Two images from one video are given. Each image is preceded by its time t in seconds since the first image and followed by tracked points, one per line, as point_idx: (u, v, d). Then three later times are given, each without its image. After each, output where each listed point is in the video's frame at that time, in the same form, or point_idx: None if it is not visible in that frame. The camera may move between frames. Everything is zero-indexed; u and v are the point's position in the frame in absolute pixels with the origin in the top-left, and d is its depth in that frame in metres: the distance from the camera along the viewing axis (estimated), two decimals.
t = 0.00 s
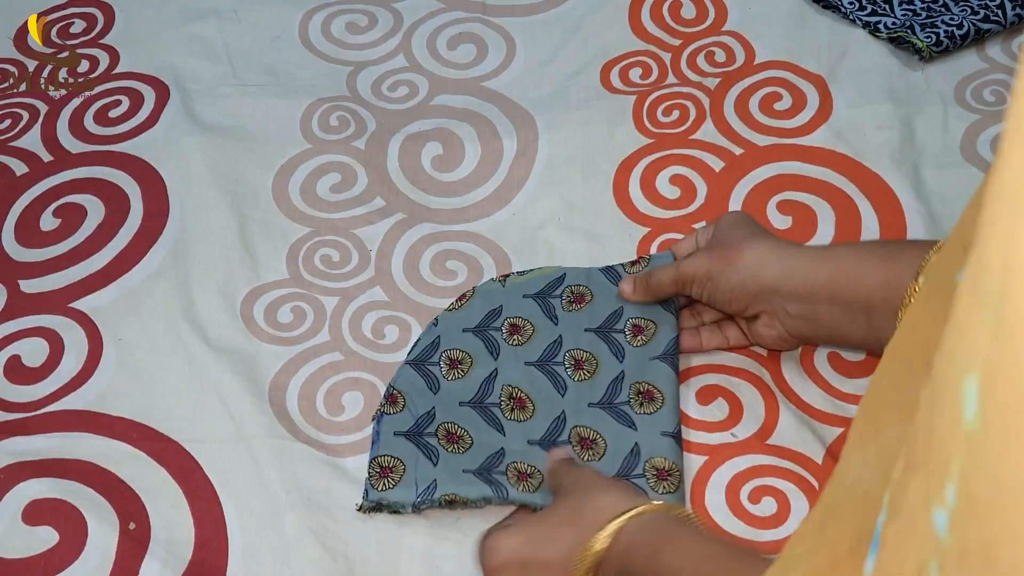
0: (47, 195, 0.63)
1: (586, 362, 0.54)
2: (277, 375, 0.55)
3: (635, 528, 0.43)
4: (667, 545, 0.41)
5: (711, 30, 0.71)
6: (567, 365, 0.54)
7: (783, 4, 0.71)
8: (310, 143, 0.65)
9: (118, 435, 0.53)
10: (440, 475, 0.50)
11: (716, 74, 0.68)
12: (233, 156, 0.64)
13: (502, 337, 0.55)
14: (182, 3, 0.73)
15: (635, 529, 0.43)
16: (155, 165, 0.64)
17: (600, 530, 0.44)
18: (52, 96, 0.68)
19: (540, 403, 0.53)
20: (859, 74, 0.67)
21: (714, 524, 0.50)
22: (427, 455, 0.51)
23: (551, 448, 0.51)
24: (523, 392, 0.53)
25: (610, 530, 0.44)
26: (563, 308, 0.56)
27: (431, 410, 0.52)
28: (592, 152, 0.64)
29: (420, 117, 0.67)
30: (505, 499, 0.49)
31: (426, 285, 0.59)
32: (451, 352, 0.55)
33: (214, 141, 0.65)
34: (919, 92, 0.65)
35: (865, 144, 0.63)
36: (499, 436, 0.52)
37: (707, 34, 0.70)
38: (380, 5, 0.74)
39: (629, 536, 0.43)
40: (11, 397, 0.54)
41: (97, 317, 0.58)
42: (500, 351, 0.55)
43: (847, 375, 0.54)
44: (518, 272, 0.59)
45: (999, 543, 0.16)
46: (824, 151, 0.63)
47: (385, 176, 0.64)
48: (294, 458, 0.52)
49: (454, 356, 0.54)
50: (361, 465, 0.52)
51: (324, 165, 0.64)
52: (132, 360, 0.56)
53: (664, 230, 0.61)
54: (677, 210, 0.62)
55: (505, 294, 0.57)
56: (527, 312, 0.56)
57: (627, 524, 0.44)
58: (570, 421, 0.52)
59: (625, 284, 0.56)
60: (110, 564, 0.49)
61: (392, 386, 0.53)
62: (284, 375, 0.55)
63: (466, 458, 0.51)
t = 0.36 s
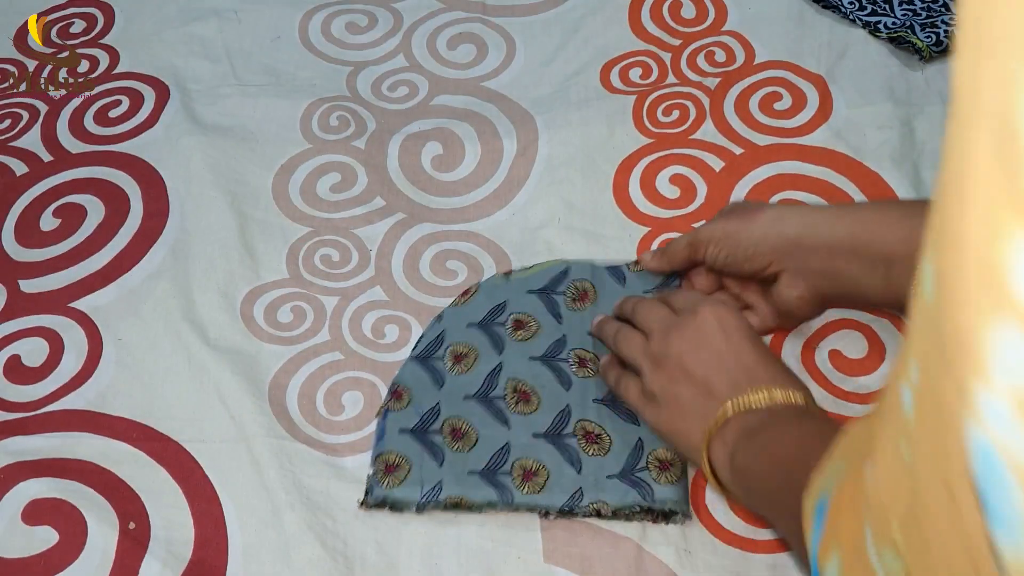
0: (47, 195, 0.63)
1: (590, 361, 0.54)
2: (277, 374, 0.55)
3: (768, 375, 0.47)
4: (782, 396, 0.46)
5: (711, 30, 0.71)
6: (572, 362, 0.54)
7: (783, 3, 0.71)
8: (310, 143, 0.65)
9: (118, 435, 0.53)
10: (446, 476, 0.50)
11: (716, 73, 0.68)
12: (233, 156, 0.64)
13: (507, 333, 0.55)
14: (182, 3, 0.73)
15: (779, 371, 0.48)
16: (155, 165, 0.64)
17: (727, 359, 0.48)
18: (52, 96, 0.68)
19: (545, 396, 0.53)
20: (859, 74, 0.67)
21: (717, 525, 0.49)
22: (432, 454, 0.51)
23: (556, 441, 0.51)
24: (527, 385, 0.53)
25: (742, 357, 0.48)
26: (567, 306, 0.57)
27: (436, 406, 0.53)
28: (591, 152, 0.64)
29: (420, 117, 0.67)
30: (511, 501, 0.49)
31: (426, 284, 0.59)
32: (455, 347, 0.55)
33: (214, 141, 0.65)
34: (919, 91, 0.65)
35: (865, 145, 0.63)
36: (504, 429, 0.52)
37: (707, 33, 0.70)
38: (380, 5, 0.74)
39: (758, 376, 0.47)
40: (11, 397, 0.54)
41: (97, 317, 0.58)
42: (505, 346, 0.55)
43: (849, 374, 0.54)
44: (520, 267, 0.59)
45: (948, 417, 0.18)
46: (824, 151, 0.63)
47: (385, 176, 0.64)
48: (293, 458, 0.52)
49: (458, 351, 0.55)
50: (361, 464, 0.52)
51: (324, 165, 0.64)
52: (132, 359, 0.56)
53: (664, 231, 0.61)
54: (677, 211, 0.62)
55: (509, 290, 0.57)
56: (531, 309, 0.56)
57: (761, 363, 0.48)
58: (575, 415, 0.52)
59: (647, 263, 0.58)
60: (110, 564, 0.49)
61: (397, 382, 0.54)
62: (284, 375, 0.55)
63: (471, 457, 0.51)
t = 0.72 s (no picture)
0: (46, 195, 0.63)
1: (593, 361, 0.54)
2: (277, 374, 0.55)
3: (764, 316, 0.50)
4: (780, 330, 0.48)
5: (711, 29, 0.70)
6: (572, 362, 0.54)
7: (783, 3, 0.71)
8: (309, 143, 0.65)
9: (118, 435, 0.53)
10: (451, 474, 0.50)
11: (717, 73, 0.68)
12: (232, 156, 0.64)
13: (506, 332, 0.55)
14: (182, 2, 0.73)
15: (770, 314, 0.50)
16: (154, 165, 0.64)
17: (722, 295, 0.51)
18: (51, 95, 0.68)
19: (549, 394, 0.53)
20: (859, 74, 0.67)
21: (717, 526, 0.49)
22: (436, 452, 0.50)
23: (560, 439, 0.51)
24: (530, 384, 0.53)
25: (737, 299, 0.51)
26: (569, 306, 0.56)
27: (440, 403, 0.52)
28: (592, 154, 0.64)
29: (420, 117, 0.67)
30: (516, 499, 0.49)
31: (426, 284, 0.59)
32: (459, 346, 0.55)
33: (214, 141, 0.64)
34: (920, 91, 0.65)
35: (865, 145, 0.63)
36: (509, 428, 0.51)
37: (707, 33, 0.70)
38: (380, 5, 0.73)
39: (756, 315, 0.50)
40: (11, 397, 0.54)
41: (96, 317, 0.57)
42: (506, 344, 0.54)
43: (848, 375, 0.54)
44: (521, 267, 0.59)
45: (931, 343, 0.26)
46: (825, 152, 0.63)
47: (385, 176, 0.64)
48: (293, 459, 0.52)
49: (461, 348, 0.54)
50: (361, 464, 0.52)
51: (324, 165, 0.64)
52: (131, 359, 0.55)
53: (664, 230, 0.61)
54: (677, 211, 0.62)
55: (512, 289, 0.57)
56: (534, 309, 0.56)
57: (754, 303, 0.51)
58: (578, 413, 0.52)
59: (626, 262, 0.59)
60: (109, 564, 0.48)
61: (400, 379, 0.53)
62: (283, 375, 0.55)
63: (476, 454, 0.50)
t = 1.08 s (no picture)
0: (46, 195, 0.63)
1: (593, 362, 0.54)
2: (277, 374, 0.55)
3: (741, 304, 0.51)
4: (756, 317, 0.49)
5: (711, 29, 0.70)
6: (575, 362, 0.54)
7: (783, 3, 0.71)
8: (310, 143, 0.65)
9: (118, 435, 0.53)
10: (451, 473, 0.50)
11: (717, 73, 0.68)
12: (233, 156, 0.64)
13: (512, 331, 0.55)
14: (182, 2, 0.73)
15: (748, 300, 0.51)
16: (155, 165, 0.64)
17: (705, 283, 0.52)
18: (52, 95, 0.68)
19: (549, 395, 0.53)
20: (859, 74, 0.66)
21: (715, 525, 0.49)
22: (436, 452, 0.50)
23: (560, 440, 0.51)
24: (530, 385, 0.53)
25: (717, 287, 0.52)
26: (569, 308, 0.56)
27: (440, 404, 0.52)
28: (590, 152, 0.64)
29: (420, 117, 0.67)
30: (515, 499, 0.49)
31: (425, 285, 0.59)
32: (459, 346, 0.54)
33: (214, 141, 0.64)
34: (920, 92, 0.65)
35: (865, 145, 0.63)
36: (509, 428, 0.51)
37: (707, 33, 0.70)
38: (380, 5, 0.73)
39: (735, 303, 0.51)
40: (10, 397, 0.54)
41: (96, 317, 0.57)
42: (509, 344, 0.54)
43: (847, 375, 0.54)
44: (521, 268, 0.59)
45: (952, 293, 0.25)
46: (825, 151, 0.63)
47: (385, 176, 0.64)
48: (293, 459, 0.52)
49: (461, 349, 0.54)
50: (360, 464, 0.52)
51: (324, 165, 0.64)
52: (131, 360, 0.55)
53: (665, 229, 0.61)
54: (677, 211, 0.62)
55: (512, 290, 0.57)
56: (534, 309, 0.56)
57: (734, 290, 0.52)
58: (578, 414, 0.52)
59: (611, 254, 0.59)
60: (110, 564, 0.48)
61: (400, 379, 0.53)
62: (283, 375, 0.55)
63: (476, 454, 0.50)
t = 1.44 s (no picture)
0: (46, 195, 0.63)
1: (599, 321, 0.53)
2: (277, 374, 0.55)
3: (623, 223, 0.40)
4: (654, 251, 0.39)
5: (711, 29, 0.70)
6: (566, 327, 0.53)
7: (783, 3, 0.71)
8: (310, 143, 0.65)
9: (118, 435, 0.53)
10: (444, 413, 0.53)
11: (717, 73, 0.68)
12: (232, 156, 0.64)
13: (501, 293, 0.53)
14: (182, 2, 0.73)
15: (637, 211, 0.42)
16: (155, 165, 0.64)
17: (588, 219, 0.42)
18: (52, 96, 0.68)
19: (547, 373, 0.52)
20: (860, 74, 0.66)
21: (715, 524, 0.49)
22: (437, 412, 0.53)
23: (547, 421, 0.52)
24: (531, 363, 0.52)
25: (599, 215, 0.41)
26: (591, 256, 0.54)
27: (450, 377, 0.54)
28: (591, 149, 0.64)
29: (420, 117, 0.67)
30: (497, 432, 0.52)
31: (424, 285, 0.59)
32: (477, 322, 0.56)
33: (214, 141, 0.64)
34: (920, 92, 0.65)
35: (866, 145, 0.63)
36: (498, 403, 0.52)
37: (707, 33, 0.70)
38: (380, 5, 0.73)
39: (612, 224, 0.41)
40: (11, 397, 0.54)
41: (96, 317, 0.57)
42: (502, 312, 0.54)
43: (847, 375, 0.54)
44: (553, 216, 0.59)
45: None
46: (825, 151, 0.63)
47: (385, 176, 0.64)
48: (293, 459, 0.52)
49: (479, 324, 0.56)
50: (360, 464, 0.52)
51: (324, 165, 0.64)
52: (130, 360, 0.55)
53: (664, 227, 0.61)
54: (677, 210, 0.62)
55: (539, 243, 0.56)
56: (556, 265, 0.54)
57: (618, 210, 0.41)
58: (571, 395, 0.52)
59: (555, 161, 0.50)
60: (109, 564, 0.48)
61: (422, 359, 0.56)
62: (283, 375, 0.55)
63: (465, 420, 0.52)
